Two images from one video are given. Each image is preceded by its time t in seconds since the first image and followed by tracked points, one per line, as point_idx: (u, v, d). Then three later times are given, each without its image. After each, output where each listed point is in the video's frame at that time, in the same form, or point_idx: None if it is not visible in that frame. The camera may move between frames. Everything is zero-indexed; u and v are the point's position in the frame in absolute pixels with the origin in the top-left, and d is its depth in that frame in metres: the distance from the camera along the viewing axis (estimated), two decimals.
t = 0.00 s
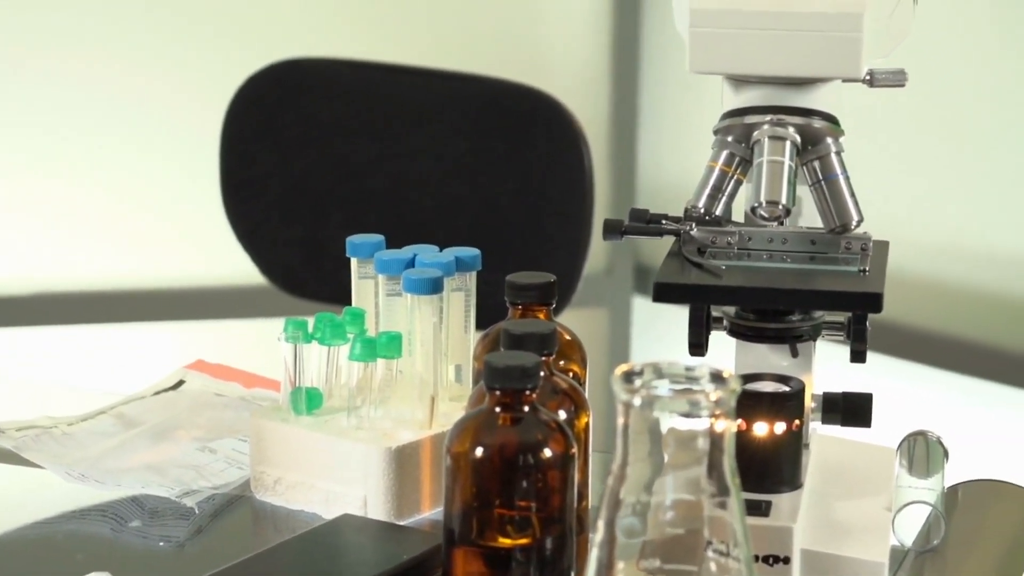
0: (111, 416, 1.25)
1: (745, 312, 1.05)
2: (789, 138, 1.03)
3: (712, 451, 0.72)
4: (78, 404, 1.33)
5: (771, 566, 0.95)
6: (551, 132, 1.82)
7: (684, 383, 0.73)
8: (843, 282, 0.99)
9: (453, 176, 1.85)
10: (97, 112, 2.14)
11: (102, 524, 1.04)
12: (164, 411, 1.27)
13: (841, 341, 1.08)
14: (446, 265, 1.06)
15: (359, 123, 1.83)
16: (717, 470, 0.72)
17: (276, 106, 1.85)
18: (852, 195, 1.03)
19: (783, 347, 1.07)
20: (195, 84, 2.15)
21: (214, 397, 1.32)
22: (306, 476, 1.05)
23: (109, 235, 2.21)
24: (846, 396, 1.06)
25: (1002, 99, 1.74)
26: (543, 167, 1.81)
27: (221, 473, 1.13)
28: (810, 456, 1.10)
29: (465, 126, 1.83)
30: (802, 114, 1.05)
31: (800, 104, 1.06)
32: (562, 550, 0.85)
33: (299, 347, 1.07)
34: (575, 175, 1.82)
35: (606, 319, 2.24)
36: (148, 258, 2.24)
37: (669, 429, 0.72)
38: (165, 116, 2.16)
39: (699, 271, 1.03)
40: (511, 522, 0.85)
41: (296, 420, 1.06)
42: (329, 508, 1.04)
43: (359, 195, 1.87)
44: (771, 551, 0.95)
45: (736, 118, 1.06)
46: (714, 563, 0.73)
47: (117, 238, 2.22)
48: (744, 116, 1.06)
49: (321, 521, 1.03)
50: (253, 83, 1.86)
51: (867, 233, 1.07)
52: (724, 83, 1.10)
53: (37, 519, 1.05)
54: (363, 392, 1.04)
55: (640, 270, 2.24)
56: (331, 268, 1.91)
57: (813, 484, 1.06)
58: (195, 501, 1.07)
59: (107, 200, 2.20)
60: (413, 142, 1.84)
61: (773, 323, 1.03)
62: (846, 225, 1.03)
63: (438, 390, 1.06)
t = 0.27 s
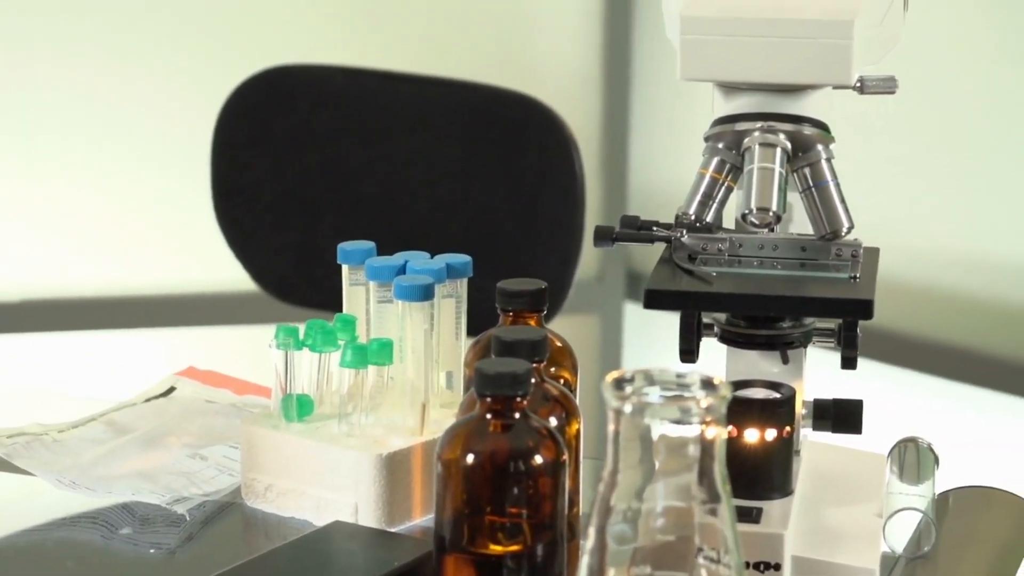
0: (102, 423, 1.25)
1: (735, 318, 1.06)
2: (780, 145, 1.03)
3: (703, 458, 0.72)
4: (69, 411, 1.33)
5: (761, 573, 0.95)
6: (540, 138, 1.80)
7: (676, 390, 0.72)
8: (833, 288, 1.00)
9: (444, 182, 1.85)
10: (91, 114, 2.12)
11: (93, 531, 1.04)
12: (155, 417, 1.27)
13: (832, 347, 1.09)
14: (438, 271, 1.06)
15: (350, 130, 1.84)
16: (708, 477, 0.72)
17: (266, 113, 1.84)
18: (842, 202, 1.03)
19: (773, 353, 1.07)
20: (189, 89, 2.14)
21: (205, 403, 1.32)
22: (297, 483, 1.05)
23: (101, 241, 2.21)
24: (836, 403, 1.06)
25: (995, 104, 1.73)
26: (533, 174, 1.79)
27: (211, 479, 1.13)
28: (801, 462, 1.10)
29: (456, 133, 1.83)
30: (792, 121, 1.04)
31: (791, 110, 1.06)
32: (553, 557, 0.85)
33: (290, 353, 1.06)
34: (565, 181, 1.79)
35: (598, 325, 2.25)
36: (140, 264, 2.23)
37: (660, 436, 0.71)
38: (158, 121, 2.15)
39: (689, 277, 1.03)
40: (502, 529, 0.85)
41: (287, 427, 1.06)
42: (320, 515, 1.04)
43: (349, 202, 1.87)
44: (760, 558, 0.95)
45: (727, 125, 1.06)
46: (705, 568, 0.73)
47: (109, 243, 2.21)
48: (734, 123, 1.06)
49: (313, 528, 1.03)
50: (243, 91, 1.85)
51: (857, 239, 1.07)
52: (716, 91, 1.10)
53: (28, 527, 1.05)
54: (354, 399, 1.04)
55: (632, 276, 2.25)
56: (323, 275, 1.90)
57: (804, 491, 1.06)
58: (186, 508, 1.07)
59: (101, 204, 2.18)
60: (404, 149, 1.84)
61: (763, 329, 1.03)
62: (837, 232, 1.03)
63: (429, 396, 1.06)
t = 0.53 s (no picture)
0: (92, 431, 1.25)
1: (725, 327, 1.05)
2: (769, 153, 1.03)
3: (693, 467, 0.72)
4: (60, 420, 1.33)
5: None
6: (529, 147, 1.82)
7: (665, 400, 0.72)
8: (823, 298, 1.00)
9: (433, 192, 1.84)
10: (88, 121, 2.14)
11: (82, 540, 1.04)
12: (144, 426, 1.28)
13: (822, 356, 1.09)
14: (426, 281, 1.06)
15: (339, 139, 1.83)
16: (697, 486, 0.72)
17: (257, 121, 1.85)
18: (831, 211, 1.04)
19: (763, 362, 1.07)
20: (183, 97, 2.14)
21: (195, 413, 1.32)
22: (286, 492, 1.05)
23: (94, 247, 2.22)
24: (827, 412, 1.06)
25: (988, 110, 1.74)
26: (522, 182, 1.80)
27: (201, 489, 1.13)
28: (792, 472, 1.11)
29: (445, 142, 1.83)
30: (780, 130, 1.05)
31: (780, 119, 1.06)
32: (542, 567, 0.84)
33: (279, 362, 1.06)
34: (554, 188, 1.80)
35: (587, 335, 2.26)
36: (133, 271, 2.24)
37: (650, 445, 0.71)
38: (153, 128, 2.15)
39: (679, 286, 1.03)
40: (492, 538, 0.84)
41: (276, 436, 1.06)
42: (309, 524, 1.04)
43: (339, 212, 1.87)
44: (749, 568, 0.95)
45: (716, 134, 1.06)
46: None
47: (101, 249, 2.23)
48: (723, 132, 1.06)
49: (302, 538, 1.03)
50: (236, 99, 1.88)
51: (847, 248, 1.07)
52: (704, 100, 1.10)
53: (17, 536, 1.05)
54: (343, 407, 1.04)
55: (622, 285, 2.23)
56: (312, 284, 1.91)
57: (794, 501, 1.06)
58: (175, 517, 1.07)
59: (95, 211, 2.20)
60: (393, 158, 1.84)
61: (753, 338, 1.03)
62: (826, 241, 1.03)
63: (418, 406, 1.06)
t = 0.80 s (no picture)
0: (82, 439, 1.25)
1: (715, 334, 1.06)
2: (758, 162, 1.03)
3: (683, 476, 0.72)
4: (51, 429, 1.33)
5: None
6: (519, 156, 1.82)
7: (656, 409, 0.72)
8: (813, 306, 0.99)
9: (425, 202, 1.85)
10: (81, 127, 2.14)
11: (72, 548, 1.03)
12: (135, 434, 1.28)
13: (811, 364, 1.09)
14: (417, 288, 1.06)
15: (331, 149, 1.83)
16: (687, 495, 0.72)
17: (247, 130, 1.84)
18: (820, 219, 1.04)
19: (752, 370, 1.08)
20: (180, 103, 2.16)
21: (185, 421, 1.32)
22: (277, 501, 1.05)
23: (90, 257, 2.22)
24: (816, 420, 1.06)
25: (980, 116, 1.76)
26: (515, 191, 1.81)
27: (191, 497, 1.13)
28: (782, 480, 1.11)
29: (437, 151, 1.83)
30: (770, 139, 1.06)
31: (769, 127, 1.07)
32: None
33: (268, 370, 1.06)
34: (546, 198, 1.80)
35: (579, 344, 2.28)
36: (129, 279, 2.25)
37: (641, 453, 0.71)
38: (151, 134, 2.17)
39: (668, 294, 1.03)
40: (482, 546, 0.84)
41: (266, 445, 1.05)
42: (299, 532, 1.04)
43: (331, 220, 1.87)
44: None
45: (706, 142, 1.07)
46: None
47: (97, 258, 2.23)
48: (713, 141, 1.06)
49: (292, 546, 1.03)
50: (225, 107, 1.85)
51: (836, 256, 1.07)
52: (694, 108, 1.11)
53: (6, 544, 1.04)
54: (333, 416, 1.04)
55: (612, 293, 2.27)
56: (302, 292, 1.91)
57: (784, 509, 1.06)
58: (165, 525, 1.07)
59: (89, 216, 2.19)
60: (385, 167, 1.84)
61: (742, 346, 1.03)
62: (816, 249, 1.04)
63: (408, 413, 1.06)
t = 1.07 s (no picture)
0: (73, 449, 1.25)
1: (707, 343, 1.05)
2: (750, 170, 1.03)
3: (675, 484, 0.72)
4: (43, 438, 1.33)
5: None
6: (511, 166, 1.83)
7: (648, 417, 0.72)
8: (805, 314, 0.99)
9: (416, 210, 1.85)
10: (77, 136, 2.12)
11: (64, 558, 1.03)
12: (126, 443, 1.27)
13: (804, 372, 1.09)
14: (409, 297, 1.06)
15: (322, 157, 1.83)
16: (679, 503, 0.72)
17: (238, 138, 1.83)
18: (812, 227, 1.04)
19: (744, 378, 1.08)
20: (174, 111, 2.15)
21: (176, 429, 1.32)
22: (269, 509, 1.05)
23: (84, 266, 2.20)
24: (809, 428, 1.06)
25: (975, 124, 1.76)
26: (507, 200, 1.81)
27: (184, 506, 1.13)
28: (774, 489, 1.11)
29: (429, 159, 1.83)
30: (762, 147, 1.05)
31: (762, 135, 1.07)
32: None
33: (262, 377, 1.06)
34: (538, 207, 1.82)
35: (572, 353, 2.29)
36: (124, 287, 2.23)
37: (632, 462, 0.71)
38: (145, 141, 2.16)
39: (660, 303, 1.03)
40: (474, 555, 0.84)
41: (258, 454, 1.05)
42: (292, 541, 1.04)
43: (323, 229, 1.86)
44: None
45: (697, 151, 1.06)
46: None
47: (90, 267, 2.21)
48: (705, 149, 1.06)
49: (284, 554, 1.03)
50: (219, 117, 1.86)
51: (828, 264, 1.07)
52: (686, 117, 1.11)
53: None
54: (325, 424, 1.04)
55: (604, 301, 2.28)
56: (295, 299, 1.92)
57: (775, 518, 1.07)
58: (157, 534, 1.06)
59: (83, 223, 2.18)
60: (376, 176, 1.83)
61: (734, 354, 1.03)
62: (808, 257, 1.04)
63: (400, 422, 1.06)
